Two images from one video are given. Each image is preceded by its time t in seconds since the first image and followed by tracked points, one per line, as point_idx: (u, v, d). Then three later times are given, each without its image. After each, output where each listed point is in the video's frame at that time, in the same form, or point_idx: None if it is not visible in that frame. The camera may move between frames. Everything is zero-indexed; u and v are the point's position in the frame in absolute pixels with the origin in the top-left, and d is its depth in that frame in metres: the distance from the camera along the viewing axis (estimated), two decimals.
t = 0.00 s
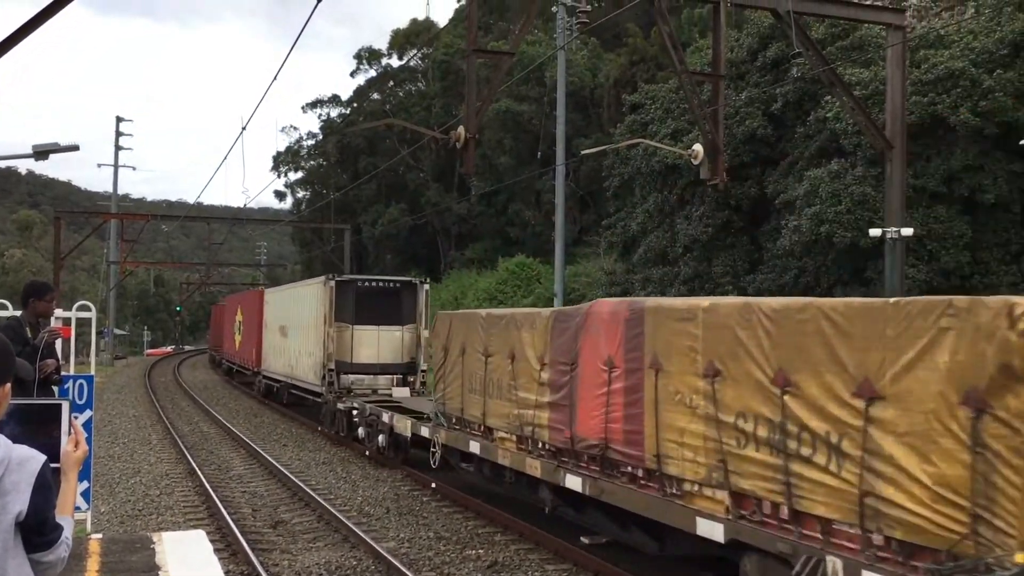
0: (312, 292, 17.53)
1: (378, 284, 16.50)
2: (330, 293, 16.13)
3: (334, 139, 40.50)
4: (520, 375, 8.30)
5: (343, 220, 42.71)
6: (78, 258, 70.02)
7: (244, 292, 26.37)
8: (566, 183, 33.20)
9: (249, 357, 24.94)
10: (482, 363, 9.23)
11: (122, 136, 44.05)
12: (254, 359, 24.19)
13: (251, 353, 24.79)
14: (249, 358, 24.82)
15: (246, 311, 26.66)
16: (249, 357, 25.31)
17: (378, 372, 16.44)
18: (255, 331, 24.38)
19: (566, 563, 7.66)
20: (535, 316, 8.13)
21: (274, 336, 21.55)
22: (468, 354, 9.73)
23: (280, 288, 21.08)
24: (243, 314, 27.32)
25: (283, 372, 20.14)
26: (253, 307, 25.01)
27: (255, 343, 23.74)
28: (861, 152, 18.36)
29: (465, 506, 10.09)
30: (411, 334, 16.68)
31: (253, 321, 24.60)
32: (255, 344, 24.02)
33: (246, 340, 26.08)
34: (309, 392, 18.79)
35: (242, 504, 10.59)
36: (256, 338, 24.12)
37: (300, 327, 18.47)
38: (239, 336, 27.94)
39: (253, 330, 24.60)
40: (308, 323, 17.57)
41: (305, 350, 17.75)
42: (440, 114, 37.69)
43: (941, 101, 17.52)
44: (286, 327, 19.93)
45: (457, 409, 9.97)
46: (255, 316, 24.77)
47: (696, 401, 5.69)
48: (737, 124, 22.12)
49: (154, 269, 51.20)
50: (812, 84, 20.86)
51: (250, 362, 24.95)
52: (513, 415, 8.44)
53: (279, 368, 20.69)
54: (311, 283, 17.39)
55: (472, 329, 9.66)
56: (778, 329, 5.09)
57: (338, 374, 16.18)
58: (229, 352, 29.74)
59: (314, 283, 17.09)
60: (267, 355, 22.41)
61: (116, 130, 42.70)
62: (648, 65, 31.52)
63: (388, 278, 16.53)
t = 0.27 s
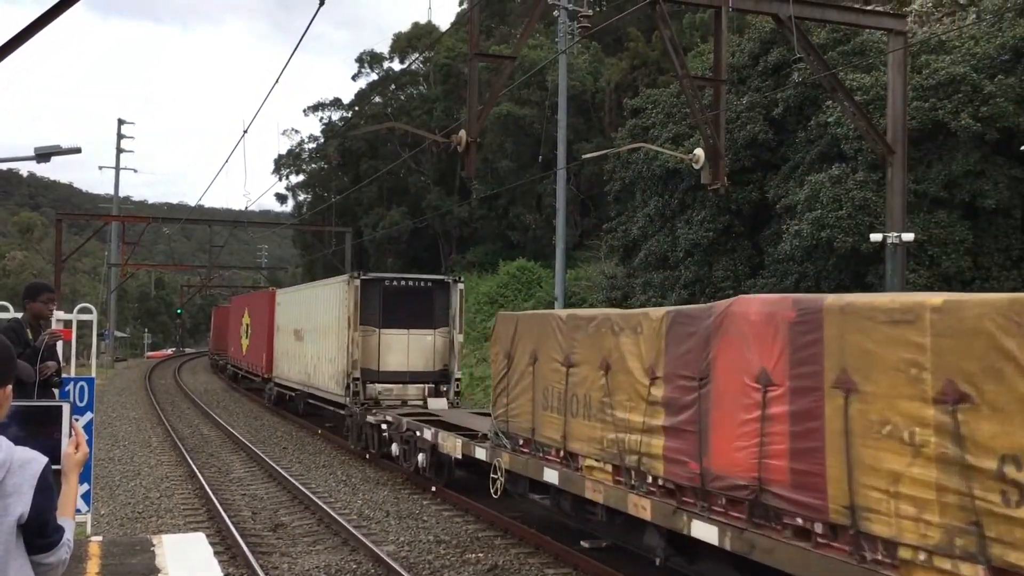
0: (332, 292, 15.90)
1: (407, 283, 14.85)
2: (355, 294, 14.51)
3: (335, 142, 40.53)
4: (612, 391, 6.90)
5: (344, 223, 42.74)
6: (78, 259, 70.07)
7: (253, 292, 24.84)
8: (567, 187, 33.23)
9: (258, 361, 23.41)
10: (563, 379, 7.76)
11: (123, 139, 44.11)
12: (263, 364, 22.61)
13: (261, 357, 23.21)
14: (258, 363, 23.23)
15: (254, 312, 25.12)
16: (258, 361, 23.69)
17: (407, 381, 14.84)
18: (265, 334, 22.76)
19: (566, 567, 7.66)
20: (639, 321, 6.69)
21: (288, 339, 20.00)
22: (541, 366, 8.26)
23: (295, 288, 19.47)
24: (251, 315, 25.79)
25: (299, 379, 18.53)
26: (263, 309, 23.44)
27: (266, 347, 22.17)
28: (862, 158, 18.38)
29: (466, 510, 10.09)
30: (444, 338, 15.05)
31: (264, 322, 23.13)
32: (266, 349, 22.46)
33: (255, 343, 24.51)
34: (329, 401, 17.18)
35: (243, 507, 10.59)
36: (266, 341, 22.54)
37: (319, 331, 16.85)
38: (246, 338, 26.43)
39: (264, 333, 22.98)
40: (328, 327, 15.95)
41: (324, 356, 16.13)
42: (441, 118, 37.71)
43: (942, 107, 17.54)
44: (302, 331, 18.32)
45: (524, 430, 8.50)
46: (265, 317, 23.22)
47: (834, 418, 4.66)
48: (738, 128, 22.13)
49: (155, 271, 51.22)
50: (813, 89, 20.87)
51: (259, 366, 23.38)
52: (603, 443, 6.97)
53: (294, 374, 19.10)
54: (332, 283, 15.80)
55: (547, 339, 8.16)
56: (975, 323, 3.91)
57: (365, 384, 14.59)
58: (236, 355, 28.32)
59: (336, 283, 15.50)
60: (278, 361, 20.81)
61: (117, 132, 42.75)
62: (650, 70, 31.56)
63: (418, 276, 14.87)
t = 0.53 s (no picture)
0: (356, 288, 14.29)
1: (440, 278, 13.22)
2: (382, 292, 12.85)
3: (337, 143, 40.56)
4: (686, 401, 5.73)
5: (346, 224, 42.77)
6: (81, 260, 70.12)
7: (264, 290, 23.34)
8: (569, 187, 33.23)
9: (269, 364, 21.88)
10: (667, 395, 5.93)
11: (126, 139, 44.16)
12: (274, 367, 21.10)
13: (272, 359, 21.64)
14: (269, 366, 21.71)
15: (264, 312, 23.59)
16: (268, 363, 22.14)
17: (441, 388, 13.23)
18: (277, 335, 21.25)
19: (567, 568, 7.65)
20: (712, 320, 5.58)
21: (305, 342, 18.44)
22: (633, 375, 6.38)
23: (314, 286, 17.89)
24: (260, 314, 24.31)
25: (318, 385, 16.97)
26: (274, 308, 21.91)
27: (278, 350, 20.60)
28: (864, 159, 18.38)
29: (467, 510, 10.08)
30: (481, 339, 13.43)
31: (276, 322, 21.66)
32: (278, 351, 20.91)
33: (264, 344, 23.01)
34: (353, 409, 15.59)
35: (244, 507, 10.60)
36: (279, 343, 21.01)
37: (342, 333, 15.22)
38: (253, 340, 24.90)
39: (275, 335, 21.44)
40: (353, 328, 14.32)
41: (348, 361, 14.53)
42: (443, 118, 37.71)
43: (944, 108, 17.54)
44: (321, 332, 16.74)
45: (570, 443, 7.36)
46: (276, 317, 21.69)
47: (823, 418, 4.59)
48: (740, 129, 22.11)
49: (157, 271, 51.25)
50: (815, 90, 20.86)
51: (269, 369, 21.85)
52: (730, 476, 5.24)
53: (311, 380, 17.54)
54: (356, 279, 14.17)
55: (639, 342, 6.33)
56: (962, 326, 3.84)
57: (394, 390, 12.96)
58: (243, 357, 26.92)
59: (360, 279, 13.90)
60: (293, 365, 19.26)
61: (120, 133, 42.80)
62: (652, 71, 31.58)
63: (452, 271, 13.22)
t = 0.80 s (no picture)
0: (393, 286, 12.72)
1: (491, 273, 11.64)
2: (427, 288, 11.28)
3: (342, 144, 40.63)
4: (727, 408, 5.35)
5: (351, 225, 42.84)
6: (87, 262, 70.38)
7: (282, 290, 21.90)
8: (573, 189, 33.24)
9: (287, 369, 20.47)
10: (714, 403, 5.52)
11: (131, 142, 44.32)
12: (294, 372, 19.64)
13: (289, 363, 20.24)
14: (287, 371, 20.34)
15: (279, 313, 22.21)
16: (286, 368, 20.70)
17: (493, 398, 11.60)
18: (296, 337, 19.83)
19: (572, 569, 7.65)
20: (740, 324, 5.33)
21: (330, 345, 16.92)
22: (804, 394, 4.72)
23: (341, 284, 16.35)
24: (275, 315, 22.94)
25: (347, 393, 15.39)
26: (293, 309, 20.45)
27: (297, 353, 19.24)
28: (869, 160, 18.37)
29: (472, 511, 10.08)
30: (536, 342, 11.87)
31: (294, 324, 20.21)
32: (297, 354, 19.51)
33: (280, 347, 21.61)
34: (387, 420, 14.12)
35: (250, 508, 10.62)
36: (297, 347, 19.57)
37: (376, 336, 13.62)
38: (267, 343, 23.51)
39: (294, 338, 20.04)
40: (390, 331, 12.76)
41: (384, 367, 12.93)
42: (448, 119, 37.73)
43: (949, 108, 17.51)
44: (351, 335, 15.20)
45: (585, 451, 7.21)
46: (294, 319, 20.27)
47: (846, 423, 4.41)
48: (745, 130, 22.08)
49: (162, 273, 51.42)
50: (820, 90, 20.82)
51: (288, 374, 20.40)
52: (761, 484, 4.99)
53: (339, 387, 16.02)
54: (394, 275, 12.60)
55: (800, 350, 4.76)
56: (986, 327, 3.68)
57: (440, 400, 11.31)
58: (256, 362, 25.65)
59: (399, 275, 12.34)
60: (317, 370, 17.80)
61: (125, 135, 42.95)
62: (657, 72, 31.58)
63: (504, 264, 11.67)
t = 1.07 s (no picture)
0: (440, 280, 11.07)
1: (558, 264, 10.07)
2: (485, 281, 9.64)
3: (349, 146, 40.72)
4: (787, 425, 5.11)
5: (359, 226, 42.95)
6: (96, 264, 70.82)
7: (302, 288, 20.39)
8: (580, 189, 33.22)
9: (310, 373, 18.92)
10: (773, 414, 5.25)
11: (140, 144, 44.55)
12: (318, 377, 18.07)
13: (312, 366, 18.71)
14: (309, 375, 18.83)
15: (299, 312, 20.71)
16: (308, 372, 19.14)
17: (562, 409, 10.00)
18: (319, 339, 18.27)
19: (580, 570, 7.64)
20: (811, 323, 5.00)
21: (359, 348, 15.31)
22: None
23: (371, 282, 14.74)
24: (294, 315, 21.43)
25: (381, 402, 13.76)
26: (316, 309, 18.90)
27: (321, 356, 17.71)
28: (877, 159, 18.31)
29: (480, 512, 10.08)
30: (609, 344, 10.32)
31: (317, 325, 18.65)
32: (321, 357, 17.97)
33: (300, 350, 20.07)
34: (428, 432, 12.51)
35: (259, 509, 10.65)
36: (321, 349, 18.01)
37: (418, 338, 11.96)
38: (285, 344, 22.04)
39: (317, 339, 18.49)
40: (436, 332, 11.11)
41: (430, 374, 11.27)
42: (455, 120, 37.76)
43: (957, 107, 17.43)
44: (386, 337, 13.57)
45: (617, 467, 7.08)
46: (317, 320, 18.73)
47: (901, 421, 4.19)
48: (752, 129, 22.03)
49: (171, 275, 51.69)
50: (827, 89, 20.74)
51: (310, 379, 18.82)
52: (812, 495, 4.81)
53: (371, 394, 14.39)
54: (441, 269, 10.96)
55: None
56: None
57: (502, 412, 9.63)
58: (272, 365, 24.28)
59: (447, 267, 10.71)
60: (343, 377, 16.26)
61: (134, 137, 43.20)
62: (664, 72, 31.57)
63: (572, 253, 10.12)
